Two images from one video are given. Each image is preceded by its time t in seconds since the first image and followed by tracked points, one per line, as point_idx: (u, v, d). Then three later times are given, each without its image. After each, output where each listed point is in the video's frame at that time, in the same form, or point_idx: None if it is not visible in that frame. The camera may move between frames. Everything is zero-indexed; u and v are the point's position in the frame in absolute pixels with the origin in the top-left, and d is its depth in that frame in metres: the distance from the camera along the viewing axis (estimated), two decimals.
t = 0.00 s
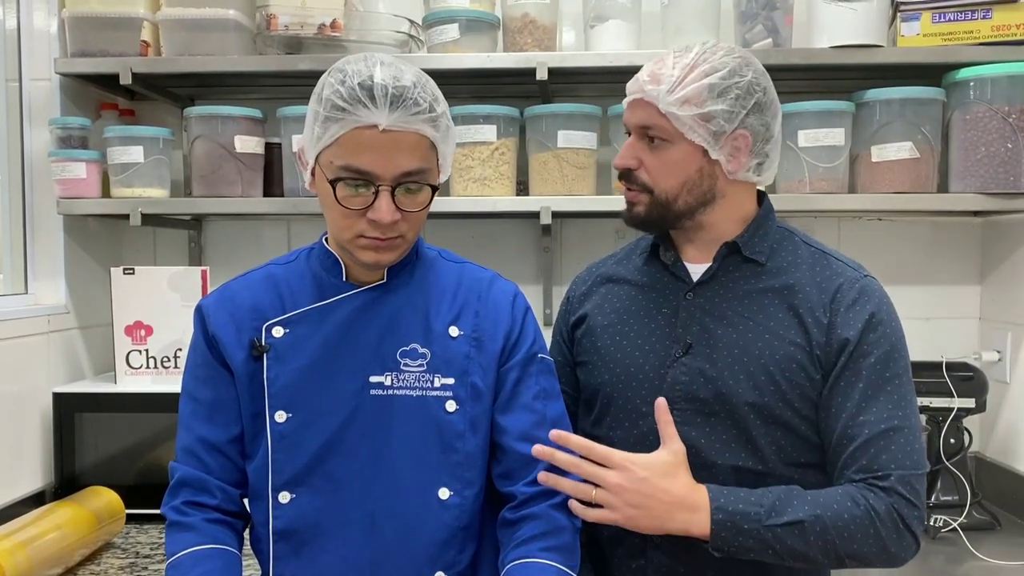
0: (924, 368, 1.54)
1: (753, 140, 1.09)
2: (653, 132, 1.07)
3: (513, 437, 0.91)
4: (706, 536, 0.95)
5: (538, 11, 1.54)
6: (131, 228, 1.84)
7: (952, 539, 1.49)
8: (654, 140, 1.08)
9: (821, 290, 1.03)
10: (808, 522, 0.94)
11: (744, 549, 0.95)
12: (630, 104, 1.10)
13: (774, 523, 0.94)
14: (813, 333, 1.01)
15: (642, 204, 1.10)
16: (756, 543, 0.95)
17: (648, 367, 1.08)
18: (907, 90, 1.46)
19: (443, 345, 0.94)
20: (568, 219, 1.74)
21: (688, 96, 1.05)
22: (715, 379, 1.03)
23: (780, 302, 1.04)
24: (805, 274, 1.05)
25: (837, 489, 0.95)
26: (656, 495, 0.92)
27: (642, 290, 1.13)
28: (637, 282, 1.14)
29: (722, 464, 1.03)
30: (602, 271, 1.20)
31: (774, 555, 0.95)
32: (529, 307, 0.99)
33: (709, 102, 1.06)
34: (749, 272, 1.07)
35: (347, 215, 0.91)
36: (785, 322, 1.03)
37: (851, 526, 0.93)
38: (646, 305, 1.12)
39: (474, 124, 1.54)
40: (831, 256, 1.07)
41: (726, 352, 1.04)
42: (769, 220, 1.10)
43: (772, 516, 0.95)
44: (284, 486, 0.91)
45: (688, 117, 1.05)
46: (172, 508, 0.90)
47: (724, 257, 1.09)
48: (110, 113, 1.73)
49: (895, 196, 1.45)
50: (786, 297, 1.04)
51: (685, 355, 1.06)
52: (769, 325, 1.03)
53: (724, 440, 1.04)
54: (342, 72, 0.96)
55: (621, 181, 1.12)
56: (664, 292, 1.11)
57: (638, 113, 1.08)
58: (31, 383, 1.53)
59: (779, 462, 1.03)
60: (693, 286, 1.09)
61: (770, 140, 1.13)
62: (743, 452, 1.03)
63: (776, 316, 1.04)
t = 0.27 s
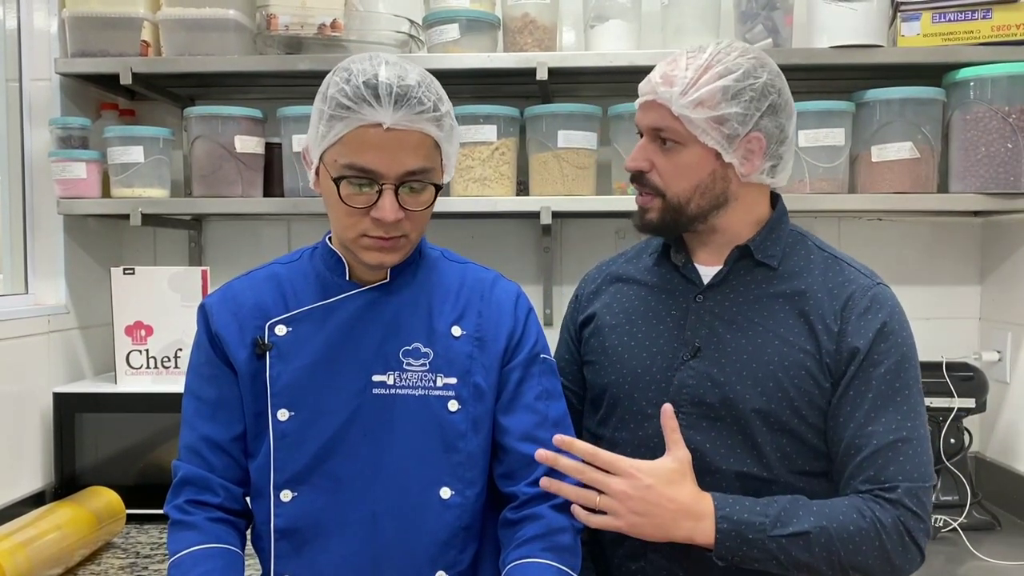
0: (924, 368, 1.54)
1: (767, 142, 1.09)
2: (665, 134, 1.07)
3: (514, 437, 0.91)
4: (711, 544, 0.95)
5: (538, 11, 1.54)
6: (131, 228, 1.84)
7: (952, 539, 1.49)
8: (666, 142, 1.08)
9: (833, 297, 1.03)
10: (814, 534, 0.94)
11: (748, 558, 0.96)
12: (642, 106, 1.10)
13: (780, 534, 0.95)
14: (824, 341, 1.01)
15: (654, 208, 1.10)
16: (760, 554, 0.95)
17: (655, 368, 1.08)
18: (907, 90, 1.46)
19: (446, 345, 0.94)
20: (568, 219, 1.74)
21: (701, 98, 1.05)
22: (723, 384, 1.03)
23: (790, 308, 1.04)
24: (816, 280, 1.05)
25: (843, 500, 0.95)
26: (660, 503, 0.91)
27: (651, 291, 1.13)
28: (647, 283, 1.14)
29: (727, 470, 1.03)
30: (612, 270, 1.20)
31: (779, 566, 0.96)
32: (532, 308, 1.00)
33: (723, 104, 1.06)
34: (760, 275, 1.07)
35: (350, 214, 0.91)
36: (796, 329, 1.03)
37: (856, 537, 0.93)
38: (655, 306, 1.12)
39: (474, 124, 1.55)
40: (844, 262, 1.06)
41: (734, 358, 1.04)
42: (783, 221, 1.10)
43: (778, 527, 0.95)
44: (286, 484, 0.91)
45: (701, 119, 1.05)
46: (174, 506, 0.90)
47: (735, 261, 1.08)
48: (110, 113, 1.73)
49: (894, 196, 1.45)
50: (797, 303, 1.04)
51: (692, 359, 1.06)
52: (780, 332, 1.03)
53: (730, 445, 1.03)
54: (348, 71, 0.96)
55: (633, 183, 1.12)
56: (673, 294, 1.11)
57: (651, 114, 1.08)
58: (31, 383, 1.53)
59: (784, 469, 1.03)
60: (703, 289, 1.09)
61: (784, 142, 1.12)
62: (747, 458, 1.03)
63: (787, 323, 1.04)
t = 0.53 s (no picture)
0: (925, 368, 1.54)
1: (773, 143, 1.09)
2: (671, 134, 1.07)
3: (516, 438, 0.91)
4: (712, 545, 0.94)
5: (538, 11, 1.54)
6: (131, 228, 1.84)
7: (952, 539, 1.49)
8: (672, 143, 1.08)
9: (839, 299, 1.03)
10: (816, 536, 0.94)
11: (750, 560, 0.95)
12: (648, 105, 1.10)
13: (782, 535, 0.94)
14: (829, 343, 1.01)
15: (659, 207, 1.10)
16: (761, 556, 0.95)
17: (658, 370, 1.08)
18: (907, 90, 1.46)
19: (448, 346, 0.94)
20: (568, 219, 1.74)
21: (708, 97, 1.05)
22: (727, 386, 1.03)
23: (794, 310, 1.04)
24: (821, 282, 1.04)
25: (846, 504, 0.95)
26: (663, 503, 0.89)
27: (655, 292, 1.13)
28: (651, 284, 1.14)
29: (730, 472, 1.03)
30: (615, 270, 1.20)
31: (780, 569, 0.95)
32: (534, 309, 1.00)
33: (730, 105, 1.06)
34: (764, 276, 1.07)
35: (352, 201, 0.91)
36: (801, 331, 1.03)
37: (858, 540, 0.93)
38: (659, 307, 1.12)
39: (474, 124, 1.55)
40: (850, 263, 1.06)
41: (738, 360, 1.04)
42: (788, 222, 1.10)
43: (780, 529, 0.95)
44: (288, 485, 0.91)
45: (708, 120, 1.05)
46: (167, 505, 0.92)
47: (739, 262, 1.08)
48: (110, 113, 1.73)
49: (894, 196, 1.45)
50: (802, 305, 1.04)
51: (697, 361, 1.06)
52: (785, 333, 1.03)
53: (734, 447, 1.04)
54: (353, 64, 0.96)
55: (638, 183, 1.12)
56: (678, 295, 1.11)
57: (656, 114, 1.08)
58: (31, 383, 1.53)
59: (787, 471, 1.03)
60: (707, 289, 1.09)
61: (791, 141, 1.12)
62: (751, 461, 1.03)
63: (792, 324, 1.04)
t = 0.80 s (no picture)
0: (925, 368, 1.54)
1: (775, 143, 1.10)
2: (674, 134, 1.07)
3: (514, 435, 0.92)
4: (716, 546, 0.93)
5: (538, 11, 1.54)
6: (131, 228, 1.84)
7: (952, 539, 1.49)
8: (675, 142, 1.07)
9: (842, 297, 1.03)
10: (821, 536, 0.94)
11: (754, 561, 0.95)
12: (650, 105, 1.10)
13: (786, 536, 0.94)
14: (833, 342, 1.01)
15: (661, 207, 1.09)
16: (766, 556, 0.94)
17: (660, 369, 1.08)
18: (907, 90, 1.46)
19: (448, 344, 0.94)
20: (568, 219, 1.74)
21: (711, 96, 1.05)
22: (730, 386, 1.03)
23: (797, 309, 1.04)
24: (825, 281, 1.05)
25: (850, 504, 0.95)
26: (666, 504, 0.88)
27: (657, 291, 1.13)
28: (653, 283, 1.14)
29: (732, 471, 1.03)
30: (616, 269, 1.20)
31: (785, 569, 0.95)
32: (532, 307, 1.00)
33: (732, 105, 1.06)
34: (767, 275, 1.07)
35: (354, 189, 0.91)
36: (804, 330, 1.03)
37: (863, 540, 0.93)
38: (661, 306, 1.12)
39: (474, 124, 1.55)
40: (853, 262, 1.07)
41: (742, 359, 1.04)
42: (790, 221, 1.10)
43: (784, 529, 0.94)
44: (288, 482, 0.91)
45: (711, 119, 1.05)
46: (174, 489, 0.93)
47: (741, 262, 1.08)
48: (110, 113, 1.73)
49: (894, 196, 1.45)
50: (805, 303, 1.04)
51: (699, 360, 1.06)
52: (788, 332, 1.03)
53: (737, 447, 1.03)
54: (359, 57, 0.96)
55: (640, 183, 1.11)
56: (680, 295, 1.11)
57: (659, 114, 1.08)
58: (31, 383, 1.53)
59: (790, 471, 1.03)
60: (709, 288, 1.09)
61: (794, 141, 1.13)
62: (753, 461, 1.03)
63: (795, 323, 1.04)
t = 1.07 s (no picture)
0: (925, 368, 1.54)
1: (777, 143, 1.10)
2: (676, 132, 1.07)
3: (511, 434, 0.92)
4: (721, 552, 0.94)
5: (538, 11, 1.54)
6: (131, 228, 1.84)
7: (952, 539, 1.49)
8: (676, 141, 1.07)
9: (843, 297, 1.03)
10: (824, 540, 0.94)
11: (758, 565, 0.94)
12: (652, 104, 1.10)
13: (790, 540, 0.94)
14: (836, 342, 1.01)
15: (661, 205, 1.09)
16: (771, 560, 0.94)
17: (660, 369, 1.08)
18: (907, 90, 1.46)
19: (446, 344, 0.94)
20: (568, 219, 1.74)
21: (714, 95, 1.05)
22: (730, 386, 1.03)
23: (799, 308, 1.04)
24: (826, 280, 1.05)
25: (852, 505, 0.95)
26: (669, 511, 0.89)
27: (657, 291, 1.13)
28: (653, 283, 1.14)
29: (733, 471, 1.03)
30: (616, 269, 1.20)
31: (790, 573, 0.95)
32: (529, 305, 1.00)
33: (735, 104, 1.06)
34: (767, 275, 1.07)
35: (344, 174, 0.92)
36: (805, 329, 1.03)
37: (867, 542, 0.93)
38: (661, 306, 1.11)
39: (474, 124, 1.55)
40: (853, 262, 1.07)
41: (743, 359, 1.04)
42: (790, 221, 1.10)
43: (788, 533, 0.94)
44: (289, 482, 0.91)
45: (713, 118, 1.05)
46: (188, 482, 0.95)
47: (742, 262, 1.08)
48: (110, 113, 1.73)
49: (894, 196, 1.45)
50: (806, 303, 1.04)
51: (699, 360, 1.06)
52: (790, 332, 1.03)
53: (738, 447, 1.03)
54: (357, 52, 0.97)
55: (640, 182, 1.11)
56: (680, 295, 1.11)
57: (661, 112, 1.08)
58: (31, 383, 1.53)
59: (791, 471, 1.02)
60: (710, 288, 1.09)
61: (795, 141, 1.13)
62: (754, 461, 1.03)
63: (797, 323, 1.04)
